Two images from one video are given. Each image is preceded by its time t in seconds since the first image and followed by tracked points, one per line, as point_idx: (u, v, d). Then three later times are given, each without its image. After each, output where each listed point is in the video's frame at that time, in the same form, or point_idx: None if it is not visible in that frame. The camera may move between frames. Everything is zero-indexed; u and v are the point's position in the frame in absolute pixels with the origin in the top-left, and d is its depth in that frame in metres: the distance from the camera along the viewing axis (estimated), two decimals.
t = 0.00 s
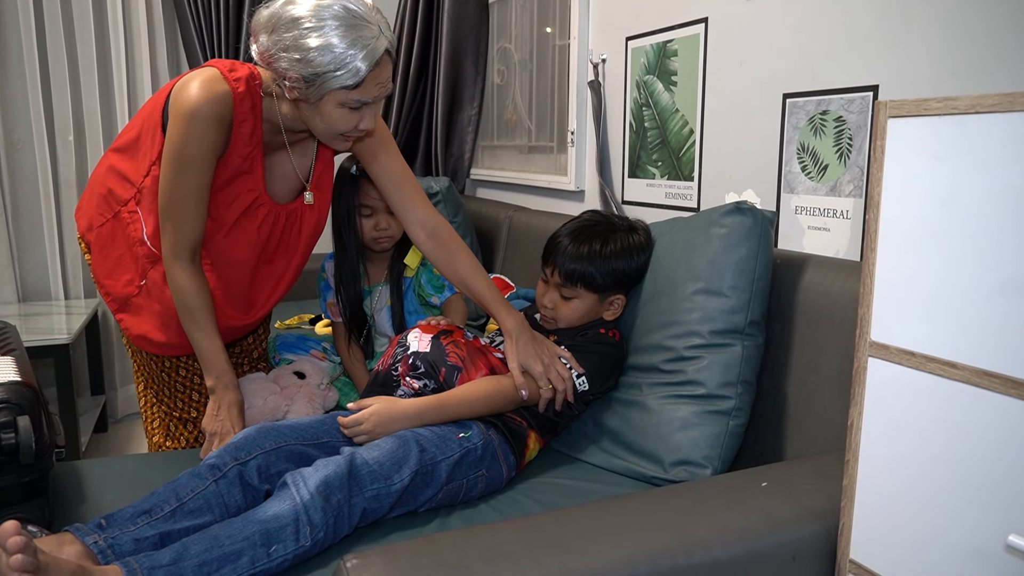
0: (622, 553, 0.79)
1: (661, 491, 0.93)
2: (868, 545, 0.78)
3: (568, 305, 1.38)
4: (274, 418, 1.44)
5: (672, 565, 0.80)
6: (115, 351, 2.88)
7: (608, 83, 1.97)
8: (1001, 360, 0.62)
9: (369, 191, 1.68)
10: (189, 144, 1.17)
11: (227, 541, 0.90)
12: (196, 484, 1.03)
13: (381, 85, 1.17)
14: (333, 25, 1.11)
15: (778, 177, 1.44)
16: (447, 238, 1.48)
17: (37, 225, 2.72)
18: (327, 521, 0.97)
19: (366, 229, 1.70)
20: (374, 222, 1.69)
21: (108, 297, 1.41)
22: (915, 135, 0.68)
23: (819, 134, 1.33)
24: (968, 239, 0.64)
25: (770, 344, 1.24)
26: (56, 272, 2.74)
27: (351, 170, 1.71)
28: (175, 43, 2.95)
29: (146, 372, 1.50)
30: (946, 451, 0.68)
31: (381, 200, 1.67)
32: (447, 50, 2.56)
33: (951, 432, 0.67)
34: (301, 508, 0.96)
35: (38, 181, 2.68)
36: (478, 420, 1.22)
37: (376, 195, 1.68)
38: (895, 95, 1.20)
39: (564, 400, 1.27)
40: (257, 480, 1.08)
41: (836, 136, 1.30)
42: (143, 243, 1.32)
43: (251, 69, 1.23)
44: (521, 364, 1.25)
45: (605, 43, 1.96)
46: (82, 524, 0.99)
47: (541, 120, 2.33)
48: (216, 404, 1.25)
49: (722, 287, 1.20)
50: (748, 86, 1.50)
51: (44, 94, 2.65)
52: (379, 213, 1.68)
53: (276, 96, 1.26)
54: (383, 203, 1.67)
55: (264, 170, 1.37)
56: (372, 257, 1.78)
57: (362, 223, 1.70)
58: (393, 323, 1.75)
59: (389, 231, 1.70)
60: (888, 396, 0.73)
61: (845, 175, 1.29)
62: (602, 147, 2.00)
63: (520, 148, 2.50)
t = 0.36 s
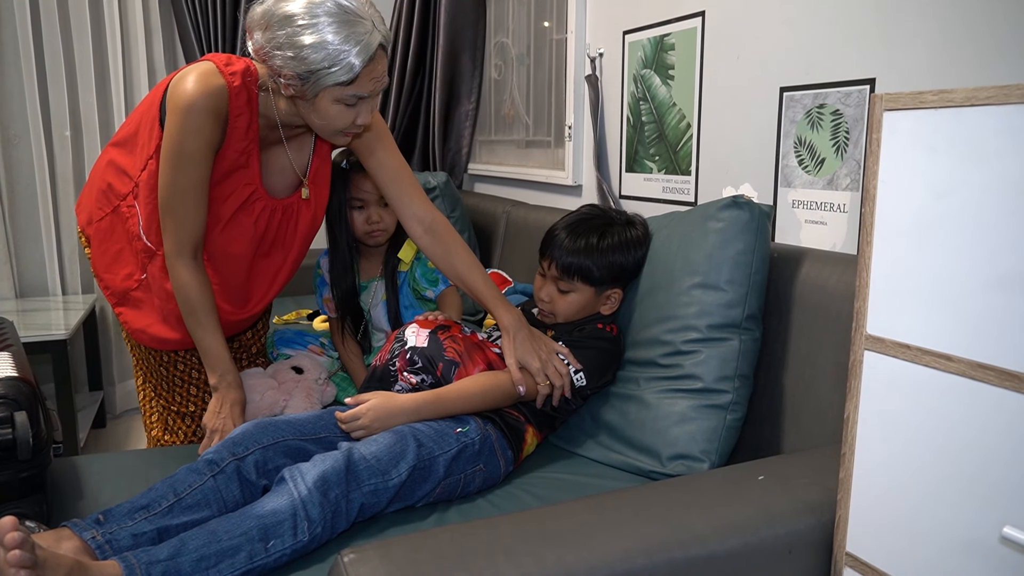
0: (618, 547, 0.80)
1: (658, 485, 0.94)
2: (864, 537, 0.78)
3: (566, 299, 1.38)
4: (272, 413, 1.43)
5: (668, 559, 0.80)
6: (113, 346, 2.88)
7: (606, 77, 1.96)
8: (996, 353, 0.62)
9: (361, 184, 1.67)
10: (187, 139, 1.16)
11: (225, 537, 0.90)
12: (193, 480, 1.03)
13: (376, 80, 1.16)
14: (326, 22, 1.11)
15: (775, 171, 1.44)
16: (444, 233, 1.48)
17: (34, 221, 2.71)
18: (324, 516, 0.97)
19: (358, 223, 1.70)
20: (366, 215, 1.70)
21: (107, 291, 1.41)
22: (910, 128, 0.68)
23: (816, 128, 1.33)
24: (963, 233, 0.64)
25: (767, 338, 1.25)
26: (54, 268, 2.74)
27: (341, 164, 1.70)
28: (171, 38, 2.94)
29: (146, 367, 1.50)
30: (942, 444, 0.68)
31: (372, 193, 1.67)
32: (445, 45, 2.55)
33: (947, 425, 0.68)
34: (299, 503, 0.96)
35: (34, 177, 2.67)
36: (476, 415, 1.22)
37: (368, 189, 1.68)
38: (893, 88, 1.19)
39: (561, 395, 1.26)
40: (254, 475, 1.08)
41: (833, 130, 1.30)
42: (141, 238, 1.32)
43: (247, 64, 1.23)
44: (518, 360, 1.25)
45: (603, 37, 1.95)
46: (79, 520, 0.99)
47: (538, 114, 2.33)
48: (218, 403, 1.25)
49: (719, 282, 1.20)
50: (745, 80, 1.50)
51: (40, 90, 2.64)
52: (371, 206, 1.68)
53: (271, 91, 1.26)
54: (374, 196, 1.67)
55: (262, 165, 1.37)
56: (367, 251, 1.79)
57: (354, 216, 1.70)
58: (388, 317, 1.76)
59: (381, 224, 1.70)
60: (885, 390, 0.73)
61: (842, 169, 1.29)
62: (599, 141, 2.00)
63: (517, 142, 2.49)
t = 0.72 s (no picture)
0: (616, 544, 0.80)
1: (656, 483, 0.94)
2: (862, 534, 0.78)
3: (563, 295, 1.38)
4: (271, 411, 1.43)
5: (666, 557, 0.80)
6: (111, 345, 2.88)
7: (604, 75, 1.96)
8: (995, 350, 0.62)
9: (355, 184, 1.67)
10: (191, 136, 1.16)
11: (224, 535, 0.90)
12: (191, 478, 1.03)
13: (378, 79, 1.16)
14: (330, 21, 1.10)
15: (773, 168, 1.44)
16: (444, 231, 1.47)
17: (31, 220, 2.71)
18: (323, 515, 0.97)
19: (352, 223, 1.69)
20: (360, 215, 1.69)
21: (108, 289, 1.41)
22: (908, 124, 0.68)
23: (814, 125, 1.33)
24: (961, 229, 0.64)
25: (765, 336, 1.25)
26: (51, 267, 2.73)
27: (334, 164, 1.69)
28: (169, 37, 2.93)
29: (145, 364, 1.50)
30: (941, 441, 0.68)
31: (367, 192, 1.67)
32: (443, 43, 2.55)
33: (946, 422, 0.67)
34: (298, 502, 0.96)
35: (32, 176, 2.67)
36: (475, 414, 1.22)
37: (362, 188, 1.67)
38: (891, 85, 1.19)
39: (560, 394, 1.26)
40: (253, 474, 1.08)
41: (831, 127, 1.30)
42: (143, 235, 1.32)
43: (250, 61, 1.23)
44: (517, 359, 1.25)
45: (600, 35, 1.95)
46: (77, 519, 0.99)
47: (536, 113, 2.32)
48: (218, 403, 1.25)
49: (718, 279, 1.20)
50: (743, 77, 1.49)
51: (37, 88, 2.63)
52: (365, 205, 1.67)
53: (275, 89, 1.25)
54: (369, 195, 1.67)
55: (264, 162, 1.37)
56: (363, 249, 1.78)
57: (347, 215, 1.69)
58: (385, 316, 1.76)
59: (376, 223, 1.70)
60: (883, 387, 0.73)
61: (840, 167, 1.29)
62: (597, 139, 2.00)
63: (515, 141, 2.49)
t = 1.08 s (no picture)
0: (617, 550, 0.80)
1: (657, 488, 0.94)
2: (863, 541, 0.78)
3: (561, 299, 1.38)
4: (271, 415, 1.43)
5: (667, 563, 0.80)
6: (112, 347, 2.88)
7: (605, 80, 1.97)
8: (996, 357, 0.63)
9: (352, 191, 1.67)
10: (196, 138, 1.16)
11: (224, 540, 0.90)
12: (192, 482, 1.03)
13: (386, 86, 1.17)
14: (338, 28, 1.11)
15: (774, 174, 1.44)
16: (445, 236, 1.48)
17: (32, 223, 2.71)
18: (324, 519, 0.97)
19: (350, 229, 1.70)
20: (357, 221, 1.69)
21: (110, 291, 1.41)
22: (908, 132, 0.68)
23: (814, 131, 1.33)
24: (961, 236, 0.65)
25: (766, 341, 1.25)
26: (52, 269, 2.73)
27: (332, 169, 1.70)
28: (170, 40, 2.94)
29: (146, 367, 1.50)
30: (942, 449, 0.68)
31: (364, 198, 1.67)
32: (444, 47, 2.55)
33: (947, 430, 0.68)
34: (298, 507, 0.96)
35: (33, 178, 2.67)
36: (475, 418, 1.22)
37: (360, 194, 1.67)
38: (892, 92, 1.20)
39: (560, 399, 1.26)
40: (253, 478, 1.08)
41: (832, 133, 1.31)
42: (146, 238, 1.32)
43: (256, 65, 1.23)
44: (517, 363, 1.25)
45: (601, 40, 1.96)
46: (78, 522, 0.99)
47: (537, 117, 2.33)
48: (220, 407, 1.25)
49: (720, 285, 1.20)
50: (744, 83, 1.50)
51: (39, 91, 2.64)
52: (361, 212, 1.68)
53: (280, 93, 1.25)
54: (365, 201, 1.67)
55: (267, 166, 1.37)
56: (363, 255, 1.78)
57: (345, 222, 1.70)
58: (385, 320, 1.75)
59: (373, 229, 1.70)
60: (883, 393, 0.73)
61: (841, 172, 1.29)
62: (598, 144, 2.00)
63: (516, 145, 2.50)
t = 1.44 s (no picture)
0: (622, 557, 0.79)
1: (661, 495, 0.94)
2: (867, 550, 0.78)
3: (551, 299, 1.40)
4: (273, 420, 1.44)
5: (671, 570, 0.80)
6: (114, 350, 2.88)
7: (609, 85, 1.97)
8: (1002, 367, 0.63)
9: (359, 195, 1.66)
10: (201, 142, 1.17)
11: (228, 545, 0.90)
12: (195, 486, 1.03)
13: (390, 91, 1.17)
14: (344, 33, 1.11)
15: (778, 180, 1.44)
16: (449, 241, 1.48)
17: (36, 224, 2.72)
18: (327, 524, 0.97)
19: (355, 233, 1.69)
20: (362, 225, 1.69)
21: (114, 294, 1.41)
22: (915, 140, 0.68)
23: (819, 138, 1.33)
24: (967, 245, 0.65)
25: (769, 348, 1.25)
26: (55, 271, 2.74)
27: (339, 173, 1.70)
28: (175, 44, 2.94)
29: (149, 370, 1.50)
30: (947, 458, 0.68)
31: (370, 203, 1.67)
32: (447, 51, 2.56)
33: (953, 439, 0.67)
34: (302, 511, 0.96)
35: (37, 181, 2.68)
36: (479, 423, 1.22)
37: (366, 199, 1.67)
38: (896, 100, 1.20)
39: (563, 404, 1.26)
40: (256, 482, 1.08)
41: (837, 140, 1.31)
42: (150, 241, 1.32)
43: (261, 69, 1.23)
44: (520, 368, 1.25)
45: (605, 45, 1.96)
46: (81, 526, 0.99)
47: (541, 122, 2.33)
48: (223, 410, 1.25)
49: (723, 291, 1.20)
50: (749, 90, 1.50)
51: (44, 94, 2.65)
52: (367, 217, 1.68)
53: (285, 97, 1.25)
54: (371, 206, 1.67)
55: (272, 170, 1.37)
56: (367, 259, 1.78)
57: (350, 226, 1.69)
58: (388, 325, 1.75)
59: (378, 234, 1.70)
60: (889, 402, 0.73)
61: (846, 179, 1.29)
62: (602, 149, 2.00)
63: (519, 150, 2.50)
